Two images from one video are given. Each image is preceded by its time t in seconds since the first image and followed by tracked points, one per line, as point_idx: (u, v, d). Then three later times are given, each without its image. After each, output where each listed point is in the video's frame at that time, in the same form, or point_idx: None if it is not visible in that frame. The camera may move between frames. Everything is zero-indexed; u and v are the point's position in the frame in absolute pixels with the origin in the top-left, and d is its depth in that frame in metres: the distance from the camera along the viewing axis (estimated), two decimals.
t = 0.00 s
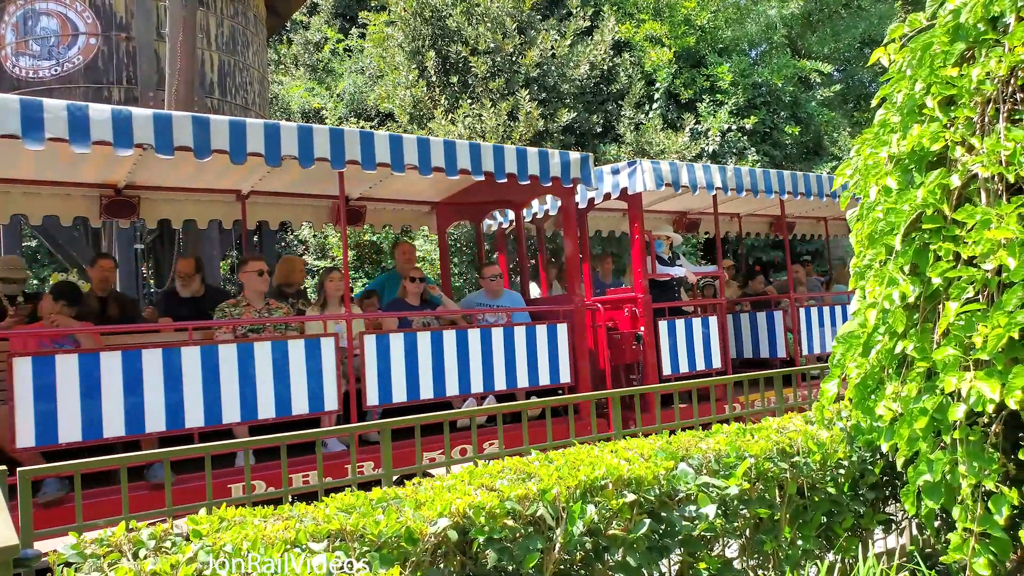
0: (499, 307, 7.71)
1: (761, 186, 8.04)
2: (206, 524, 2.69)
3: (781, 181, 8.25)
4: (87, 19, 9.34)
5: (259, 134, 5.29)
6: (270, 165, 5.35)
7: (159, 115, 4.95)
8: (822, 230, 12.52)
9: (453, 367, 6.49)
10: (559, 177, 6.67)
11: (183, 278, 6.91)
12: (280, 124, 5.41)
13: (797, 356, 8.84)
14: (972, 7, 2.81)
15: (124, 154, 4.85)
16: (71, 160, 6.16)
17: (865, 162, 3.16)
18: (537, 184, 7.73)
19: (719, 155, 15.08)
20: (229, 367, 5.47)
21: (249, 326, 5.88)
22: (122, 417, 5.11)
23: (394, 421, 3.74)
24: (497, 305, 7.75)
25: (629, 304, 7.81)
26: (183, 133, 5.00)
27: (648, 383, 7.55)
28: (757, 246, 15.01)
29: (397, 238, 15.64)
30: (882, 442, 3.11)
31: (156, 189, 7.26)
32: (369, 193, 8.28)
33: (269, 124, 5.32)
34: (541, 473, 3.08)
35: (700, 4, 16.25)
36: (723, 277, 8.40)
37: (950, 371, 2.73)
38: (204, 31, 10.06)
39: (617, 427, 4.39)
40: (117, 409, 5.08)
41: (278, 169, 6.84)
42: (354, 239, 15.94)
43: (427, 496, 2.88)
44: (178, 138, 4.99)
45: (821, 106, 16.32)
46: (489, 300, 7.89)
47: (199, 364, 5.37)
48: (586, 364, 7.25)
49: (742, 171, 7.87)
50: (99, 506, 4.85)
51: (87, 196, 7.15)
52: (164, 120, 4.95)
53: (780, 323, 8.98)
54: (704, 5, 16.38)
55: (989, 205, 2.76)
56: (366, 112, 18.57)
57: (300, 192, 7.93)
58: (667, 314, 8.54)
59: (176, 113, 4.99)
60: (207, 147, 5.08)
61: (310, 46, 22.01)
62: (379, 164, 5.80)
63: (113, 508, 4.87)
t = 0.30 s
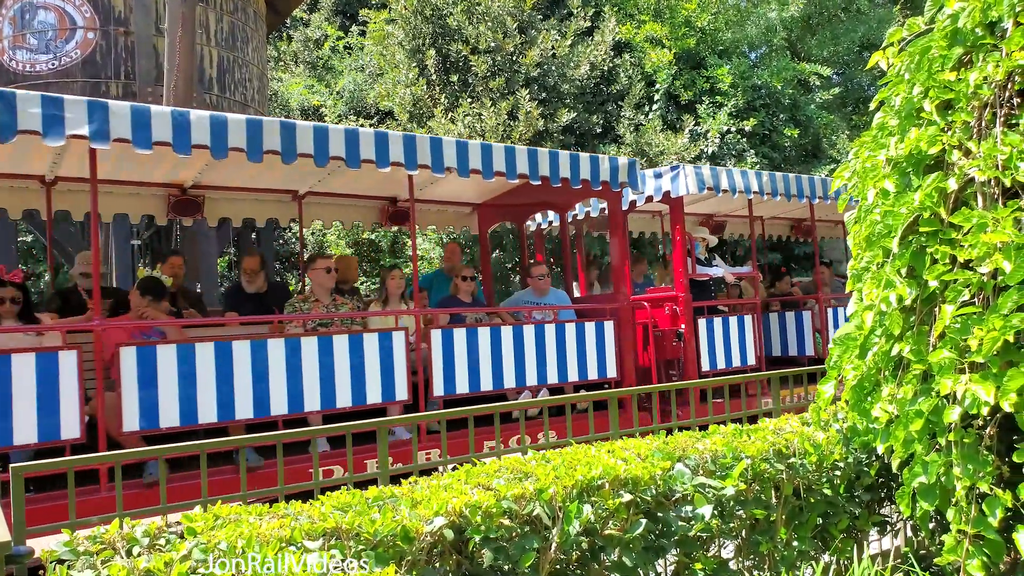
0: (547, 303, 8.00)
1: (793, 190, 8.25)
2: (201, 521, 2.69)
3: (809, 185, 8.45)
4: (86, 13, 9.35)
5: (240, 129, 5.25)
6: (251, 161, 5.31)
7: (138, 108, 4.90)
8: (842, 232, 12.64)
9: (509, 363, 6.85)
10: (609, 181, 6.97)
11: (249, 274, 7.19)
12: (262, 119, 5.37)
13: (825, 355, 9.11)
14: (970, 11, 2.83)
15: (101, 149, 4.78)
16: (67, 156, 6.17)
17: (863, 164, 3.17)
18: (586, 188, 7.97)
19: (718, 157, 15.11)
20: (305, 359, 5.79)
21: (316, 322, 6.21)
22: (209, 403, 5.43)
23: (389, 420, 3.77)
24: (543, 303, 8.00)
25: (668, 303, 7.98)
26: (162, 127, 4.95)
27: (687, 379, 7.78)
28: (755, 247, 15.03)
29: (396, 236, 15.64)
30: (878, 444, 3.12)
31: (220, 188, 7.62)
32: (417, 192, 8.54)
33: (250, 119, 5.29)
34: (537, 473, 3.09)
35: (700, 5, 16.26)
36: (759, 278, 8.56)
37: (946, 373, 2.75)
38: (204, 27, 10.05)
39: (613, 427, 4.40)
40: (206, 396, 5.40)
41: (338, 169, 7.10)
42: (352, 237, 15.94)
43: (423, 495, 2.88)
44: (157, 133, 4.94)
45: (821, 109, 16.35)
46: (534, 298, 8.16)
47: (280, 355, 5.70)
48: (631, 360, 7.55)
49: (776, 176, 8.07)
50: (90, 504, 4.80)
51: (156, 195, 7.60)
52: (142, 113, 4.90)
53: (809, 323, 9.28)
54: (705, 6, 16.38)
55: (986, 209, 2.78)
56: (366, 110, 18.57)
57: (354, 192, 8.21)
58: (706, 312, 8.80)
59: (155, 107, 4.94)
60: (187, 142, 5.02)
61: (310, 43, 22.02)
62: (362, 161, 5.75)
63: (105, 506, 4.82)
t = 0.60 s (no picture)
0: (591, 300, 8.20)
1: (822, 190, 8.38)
2: (198, 522, 2.68)
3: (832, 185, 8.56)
4: (82, 16, 9.34)
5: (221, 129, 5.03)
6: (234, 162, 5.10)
7: (116, 108, 4.68)
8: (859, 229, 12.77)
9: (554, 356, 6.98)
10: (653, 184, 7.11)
11: (310, 275, 7.27)
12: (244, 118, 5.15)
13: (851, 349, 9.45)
14: (967, 7, 2.83)
15: (75, 150, 4.60)
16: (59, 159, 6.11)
17: (860, 161, 3.16)
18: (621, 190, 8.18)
19: (715, 155, 15.13)
20: (379, 353, 6.01)
21: (383, 319, 6.43)
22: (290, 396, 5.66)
23: (390, 418, 3.70)
24: (588, 301, 8.15)
25: (705, 298, 8.13)
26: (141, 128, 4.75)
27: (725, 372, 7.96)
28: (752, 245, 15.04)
29: (393, 237, 15.62)
30: (876, 441, 3.10)
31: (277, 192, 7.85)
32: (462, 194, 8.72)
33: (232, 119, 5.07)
34: (535, 472, 3.08)
35: (697, 3, 16.22)
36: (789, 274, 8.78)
37: (944, 370, 2.74)
38: (200, 28, 10.03)
39: (612, 425, 4.38)
40: (289, 388, 5.64)
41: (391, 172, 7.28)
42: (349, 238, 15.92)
43: (420, 495, 2.87)
44: (135, 135, 4.73)
45: (817, 106, 16.37)
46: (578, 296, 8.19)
47: (356, 349, 5.92)
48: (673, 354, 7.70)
49: (806, 177, 8.21)
50: (88, 505, 4.80)
51: (219, 199, 7.89)
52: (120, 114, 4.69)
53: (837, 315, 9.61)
54: (701, 4, 16.37)
55: (983, 205, 2.77)
56: (362, 110, 18.54)
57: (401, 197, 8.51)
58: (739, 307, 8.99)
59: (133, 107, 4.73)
60: (166, 144, 4.83)
61: (306, 44, 21.97)
62: (345, 160, 5.53)
63: (102, 508, 4.80)
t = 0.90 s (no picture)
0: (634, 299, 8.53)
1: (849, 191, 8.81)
2: (194, 519, 2.68)
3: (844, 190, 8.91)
4: (80, 11, 9.32)
5: (200, 123, 4.94)
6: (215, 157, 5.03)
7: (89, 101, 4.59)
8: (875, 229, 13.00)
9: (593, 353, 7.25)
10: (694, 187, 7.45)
11: (368, 272, 7.68)
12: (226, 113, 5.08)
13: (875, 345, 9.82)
14: (966, 8, 2.83)
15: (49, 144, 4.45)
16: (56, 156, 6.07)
17: (859, 162, 3.17)
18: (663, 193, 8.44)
19: (714, 155, 15.15)
20: (446, 345, 6.36)
21: (441, 313, 6.77)
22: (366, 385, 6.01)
23: (387, 417, 3.69)
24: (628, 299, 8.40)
25: (741, 297, 8.45)
26: (117, 121, 4.66)
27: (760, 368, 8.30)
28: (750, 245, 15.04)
29: (391, 234, 15.63)
30: (872, 442, 3.11)
31: (335, 194, 8.20)
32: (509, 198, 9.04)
33: (214, 114, 4.99)
34: (532, 470, 3.08)
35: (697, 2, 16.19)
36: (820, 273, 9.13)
37: (941, 371, 2.75)
38: (199, 24, 10.02)
39: (609, 425, 4.39)
40: (369, 378, 6.00)
41: (446, 177, 7.62)
42: (348, 235, 15.92)
43: (417, 492, 2.87)
44: (111, 128, 4.63)
45: (817, 107, 16.39)
46: (619, 294, 8.52)
47: (426, 341, 6.26)
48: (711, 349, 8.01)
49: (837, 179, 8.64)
50: (83, 501, 4.84)
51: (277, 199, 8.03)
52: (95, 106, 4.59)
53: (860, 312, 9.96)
54: (701, 4, 16.35)
55: (980, 207, 2.78)
56: (361, 108, 18.51)
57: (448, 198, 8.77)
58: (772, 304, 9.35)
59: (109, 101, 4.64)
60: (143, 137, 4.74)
61: (305, 41, 21.95)
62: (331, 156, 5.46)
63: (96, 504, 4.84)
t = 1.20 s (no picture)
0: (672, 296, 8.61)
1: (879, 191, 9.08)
2: (192, 518, 2.67)
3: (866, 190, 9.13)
4: (78, 9, 9.30)
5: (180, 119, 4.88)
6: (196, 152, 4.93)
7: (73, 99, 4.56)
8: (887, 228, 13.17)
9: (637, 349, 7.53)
10: (733, 189, 7.76)
11: (421, 271, 7.87)
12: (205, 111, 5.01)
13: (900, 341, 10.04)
14: (966, 7, 2.82)
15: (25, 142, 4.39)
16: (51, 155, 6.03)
17: (858, 161, 3.17)
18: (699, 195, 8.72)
19: (712, 154, 15.17)
20: (505, 339, 6.69)
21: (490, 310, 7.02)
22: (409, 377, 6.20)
23: (384, 416, 3.68)
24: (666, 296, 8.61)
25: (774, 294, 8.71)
26: (96, 118, 4.60)
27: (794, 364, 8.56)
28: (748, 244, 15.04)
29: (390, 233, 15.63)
30: (871, 441, 3.10)
31: (389, 197, 8.43)
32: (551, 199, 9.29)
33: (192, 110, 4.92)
34: (530, 469, 3.07)
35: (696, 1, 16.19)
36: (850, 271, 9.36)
37: (940, 370, 2.74)
38: (197, 23, 10.00)
39: (607, 424, 4.39)
40: (437, 369, 6.32)
41: (495, 180, 7.89)
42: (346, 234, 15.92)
43: (416, 491, 2.86)
44: (89, 125, 4.57)
45: (816, 105, 16.39)
46: (658, 292, 8.61)
47: (487, 335, 6.60)
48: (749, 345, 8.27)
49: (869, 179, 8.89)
50: (84, 500, 4.74)
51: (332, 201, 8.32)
52: (73, 104, 4.54)
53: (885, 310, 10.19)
54: (700, 3, 16.33)
55: (980, 205, 2.77)
56: (360, 106, 18.52)
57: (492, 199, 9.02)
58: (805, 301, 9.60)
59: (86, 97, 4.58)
60: (122, 134, 4.68)
61: (303, 39, 21.91)
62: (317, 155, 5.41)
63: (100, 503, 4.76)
